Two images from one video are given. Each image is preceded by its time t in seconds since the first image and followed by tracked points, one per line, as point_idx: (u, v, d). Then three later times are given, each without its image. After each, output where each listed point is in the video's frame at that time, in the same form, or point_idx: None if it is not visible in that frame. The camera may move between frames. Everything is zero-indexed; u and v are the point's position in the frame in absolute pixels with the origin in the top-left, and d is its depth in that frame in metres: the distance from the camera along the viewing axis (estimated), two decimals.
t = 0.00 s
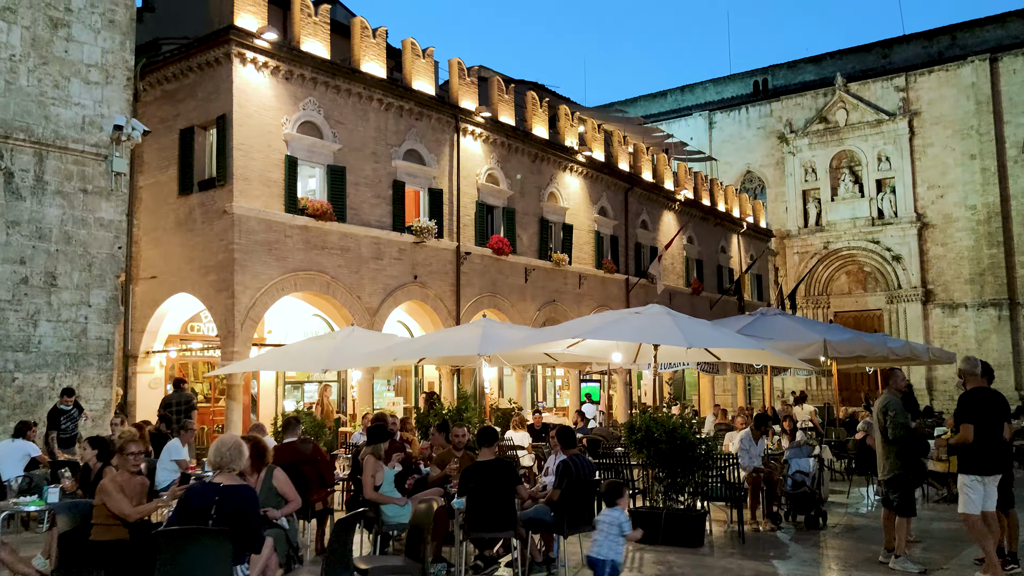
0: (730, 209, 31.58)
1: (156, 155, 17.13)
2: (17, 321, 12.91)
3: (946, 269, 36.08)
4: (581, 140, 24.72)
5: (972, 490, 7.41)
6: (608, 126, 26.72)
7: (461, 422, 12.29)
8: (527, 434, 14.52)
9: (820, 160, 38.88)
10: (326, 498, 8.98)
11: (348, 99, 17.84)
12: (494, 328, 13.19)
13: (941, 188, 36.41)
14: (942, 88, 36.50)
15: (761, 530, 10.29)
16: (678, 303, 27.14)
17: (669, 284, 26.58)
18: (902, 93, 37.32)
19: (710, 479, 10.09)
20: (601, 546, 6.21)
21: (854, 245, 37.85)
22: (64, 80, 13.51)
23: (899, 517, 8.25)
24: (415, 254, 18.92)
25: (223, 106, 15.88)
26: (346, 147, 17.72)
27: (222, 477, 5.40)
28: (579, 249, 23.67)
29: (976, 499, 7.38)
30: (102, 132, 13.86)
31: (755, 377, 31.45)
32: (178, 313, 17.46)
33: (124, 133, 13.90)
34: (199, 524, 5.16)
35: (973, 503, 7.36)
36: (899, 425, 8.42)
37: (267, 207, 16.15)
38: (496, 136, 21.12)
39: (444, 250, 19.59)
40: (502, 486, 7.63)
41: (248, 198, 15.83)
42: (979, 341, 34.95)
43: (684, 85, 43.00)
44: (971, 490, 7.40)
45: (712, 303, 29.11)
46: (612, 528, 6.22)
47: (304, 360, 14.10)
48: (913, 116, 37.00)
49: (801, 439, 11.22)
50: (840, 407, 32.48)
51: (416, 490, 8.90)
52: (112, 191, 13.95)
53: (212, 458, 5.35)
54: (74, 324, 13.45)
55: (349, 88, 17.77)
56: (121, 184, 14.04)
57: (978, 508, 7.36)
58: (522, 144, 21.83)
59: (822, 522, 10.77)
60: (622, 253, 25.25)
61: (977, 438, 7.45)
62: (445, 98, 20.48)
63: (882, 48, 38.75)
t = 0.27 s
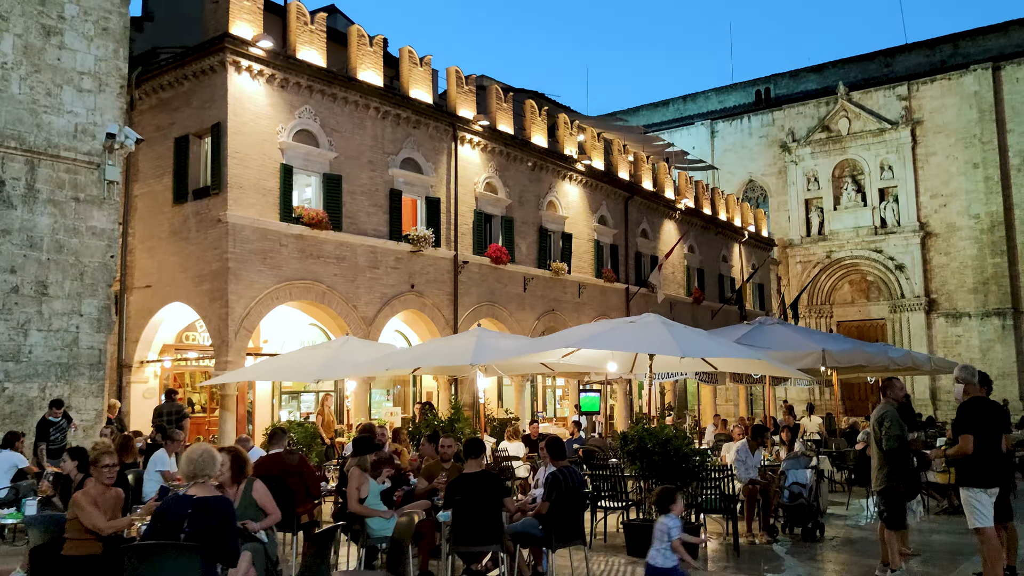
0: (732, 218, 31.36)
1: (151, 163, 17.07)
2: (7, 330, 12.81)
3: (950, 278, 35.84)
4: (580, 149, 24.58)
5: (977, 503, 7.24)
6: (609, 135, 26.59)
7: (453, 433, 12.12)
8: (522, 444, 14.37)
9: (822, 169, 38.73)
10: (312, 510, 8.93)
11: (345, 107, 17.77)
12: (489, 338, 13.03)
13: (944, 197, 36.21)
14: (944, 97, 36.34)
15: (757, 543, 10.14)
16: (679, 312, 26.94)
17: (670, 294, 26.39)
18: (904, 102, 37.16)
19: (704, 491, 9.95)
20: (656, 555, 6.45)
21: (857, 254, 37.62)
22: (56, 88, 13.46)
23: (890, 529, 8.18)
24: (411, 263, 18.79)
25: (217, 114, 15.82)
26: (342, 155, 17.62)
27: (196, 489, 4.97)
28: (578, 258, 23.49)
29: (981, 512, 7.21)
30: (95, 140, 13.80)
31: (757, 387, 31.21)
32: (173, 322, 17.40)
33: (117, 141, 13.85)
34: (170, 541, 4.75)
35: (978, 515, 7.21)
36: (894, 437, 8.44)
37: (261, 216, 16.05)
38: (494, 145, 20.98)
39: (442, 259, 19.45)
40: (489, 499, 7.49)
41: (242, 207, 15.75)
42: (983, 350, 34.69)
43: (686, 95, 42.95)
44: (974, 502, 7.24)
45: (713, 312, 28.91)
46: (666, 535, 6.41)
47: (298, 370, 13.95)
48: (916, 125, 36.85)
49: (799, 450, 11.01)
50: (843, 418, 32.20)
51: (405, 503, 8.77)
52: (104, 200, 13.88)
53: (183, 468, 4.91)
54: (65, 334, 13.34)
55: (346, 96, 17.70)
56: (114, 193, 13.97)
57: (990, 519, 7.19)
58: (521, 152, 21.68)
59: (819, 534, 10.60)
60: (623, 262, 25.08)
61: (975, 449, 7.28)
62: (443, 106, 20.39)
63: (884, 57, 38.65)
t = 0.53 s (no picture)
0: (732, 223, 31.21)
1: (145, 167, 17.01)
2: None
3: (951, 284, 35.65)
4: (579, 153, 24.42)
5: (975, 509, 7.08)
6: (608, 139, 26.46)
7: (445, 438, 11.97)
8: (516, 450, 14.23)
9: (823, 175, 38.59)
10: (297, 515, 8.78)
11: (340, 110, 17.68)
12: (481, 342, 12.90)
13: (946, 203, 36.04)
14: (945, 102, 36.20)
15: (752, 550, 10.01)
16: (678, 318, 26.77)
17: (669, 299, 26.22)
18: (905, 107, 37.02)
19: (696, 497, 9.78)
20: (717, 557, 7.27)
21: (858, 259, 37.46)
22: (46, 91, 13.39)
23: (885, 536, 8.01)
24: (407, 267, 18.66)
25: (211, 117, 15.75)
26: (337, 159, 17.53)
27: (160, 496, 4.80)
28: (576, 263, 23.33)
29: (977, 518, 7.06)
30: (86, 142, 13.74)
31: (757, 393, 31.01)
32: (166, 326, 17.25)
33: (108, 144, 13.80)
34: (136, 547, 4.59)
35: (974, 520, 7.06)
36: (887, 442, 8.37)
37: (255, 219, 15.96)
38: (491, 149, 20.85)
39: (438, 264, 19.33)
40: (473, 504, 7.34)
41: (235, 211, 15.65)
42: (985, 356, 34.49)
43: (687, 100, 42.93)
44: (971, 507, 7.09)
45: (713, 318, 28.74)
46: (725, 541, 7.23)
47: (289, 374, 13.82)
48: (917, 130, 36.71)
49: (794, 454, 10.86)
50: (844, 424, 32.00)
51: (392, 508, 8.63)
52: (95, 204, 13.80)
53: (145, 474, 4.72)
54: (55, 338, 13.23)
55: (340, 100, 17.61)
56: (105, 196, 13.89)
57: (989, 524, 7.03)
58: (519, 156, 21.55)
59: (815, 540, 10.47)
60: (621, 267, 24.90)
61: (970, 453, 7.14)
62: (439, 110, 20.28)
63: (885, 62, 38.55)
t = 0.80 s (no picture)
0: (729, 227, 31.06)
1: (135, 170, 16.92)
2: None
3: (950, 288, 35.49)
4: (574, 157, 24.26)
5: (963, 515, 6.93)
6: (604, 143, 26.30)
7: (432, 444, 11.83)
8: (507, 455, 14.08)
9: (822, 178, 38.43)
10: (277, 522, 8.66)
11: (332, 113, 17.58)
12: (471, 346, 12.75)
13: (945, 207, 35.90)
14: (944, 106, 36.06)
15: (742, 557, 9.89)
16: (675, 322, 26.61)
17: (666, 303, 26.06)
18: (904, 111, 36.90)
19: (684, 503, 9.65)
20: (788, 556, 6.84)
21: (857, 263, 37.30)
22: (33, 93, 13.30)
23: (876, 543, 7.80)
24: (400, 271, 18.54)
25: (200, 119, 15.65)
26: (328, 162, 17.42)
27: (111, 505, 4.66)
28: (572, 266, 23.16)
29: (965, 525, 6.91)
30: (73, 145, 13.65)
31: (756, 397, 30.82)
32: (155, 330, 17.13)
33: (96, 147, 13.71)
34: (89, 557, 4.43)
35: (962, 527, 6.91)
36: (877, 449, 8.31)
37: (244, 223, 15.86)
38: (485, 152, 20.71)
39: (431, 267, 19.20)
40: (451, 511, 7.23)
41: (225, 214, 15.55)
42: (985, 360, 34.32)
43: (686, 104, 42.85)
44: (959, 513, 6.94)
45: (710, 322, 28.56)
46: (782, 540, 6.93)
47: (277, 379, 13.68)
48: (916, 134, 36.58)
49: (785, 460, 10.72)
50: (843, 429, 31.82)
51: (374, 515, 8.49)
52: (82, 207, 13.69)
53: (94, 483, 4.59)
54: (41, 342, 13.11)
55: (332, 102, 17.51)
56: (92, 199, 13.79)
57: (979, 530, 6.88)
58: (513, 160, 21.41)
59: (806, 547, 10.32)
60: (617, 271, 24.73)
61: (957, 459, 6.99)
62: (433, 113, 20.17)
63: (884, 66, 38.45)
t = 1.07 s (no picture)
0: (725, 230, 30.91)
1: (123, 171, 16.81)
2: None
3: (948, 290, 35.36)
4: (569, 159, 24.09)
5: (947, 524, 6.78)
6: (599, 144, 26.13)
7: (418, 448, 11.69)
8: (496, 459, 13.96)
9: (819, 181, 38.28)
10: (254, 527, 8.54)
11: (322, 114, 17.48)
12: (460, 349, 12.61)
13: (943, 209, 35.78)
14: (942, 108, 35.94)
15: (730, 563, 9.75)
16: (671, 325, 26.45)
17: (662, 306, 25.92)
18: (902, 113, 36.79)
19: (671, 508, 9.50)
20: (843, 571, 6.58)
21: (855, 266, 37.14)
22: (17, 93, 13.19)
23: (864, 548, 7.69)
24: (391, 273, 18.40)
25: (189, 120, 15.55)
26: (319, 163, 17.31)
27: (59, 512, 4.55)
28: (566, 269, 23.00)
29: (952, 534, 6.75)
30: (58, 146, 13.54)
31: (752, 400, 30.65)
32: (144, 333, 17.00)
33: (81, 148, 13.59)
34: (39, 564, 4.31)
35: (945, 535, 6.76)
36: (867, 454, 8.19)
37: (233, 224, 15.75)
38: (478, 153, 20.58)
39: (423, 270, 19.06)
40: (428, 518, 7.08)
41: (213, 216, 15.44)
42: (983, 363, 34.18)
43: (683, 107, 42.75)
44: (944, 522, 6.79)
45: (706, 324, 28.41)
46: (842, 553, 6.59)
47: (264, 382, 13.55)
48: (913, 136, 36.46)
49: (774, 464, 10.59)
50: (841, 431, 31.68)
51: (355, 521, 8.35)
52: (68, 208, 13.57)
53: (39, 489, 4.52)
54: (25, 345, 12.98)
55: (323, 104, 17.41)
56: (77, 200, 13.66)
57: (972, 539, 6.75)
58: (507, 161, 21.27)
59: (795, 552, 10.20)
60: (612, 274, 24.56)
61: (945, 467, 6.84)
62: (425, 114, 20.04)
63: (882, 68, 38.35)
